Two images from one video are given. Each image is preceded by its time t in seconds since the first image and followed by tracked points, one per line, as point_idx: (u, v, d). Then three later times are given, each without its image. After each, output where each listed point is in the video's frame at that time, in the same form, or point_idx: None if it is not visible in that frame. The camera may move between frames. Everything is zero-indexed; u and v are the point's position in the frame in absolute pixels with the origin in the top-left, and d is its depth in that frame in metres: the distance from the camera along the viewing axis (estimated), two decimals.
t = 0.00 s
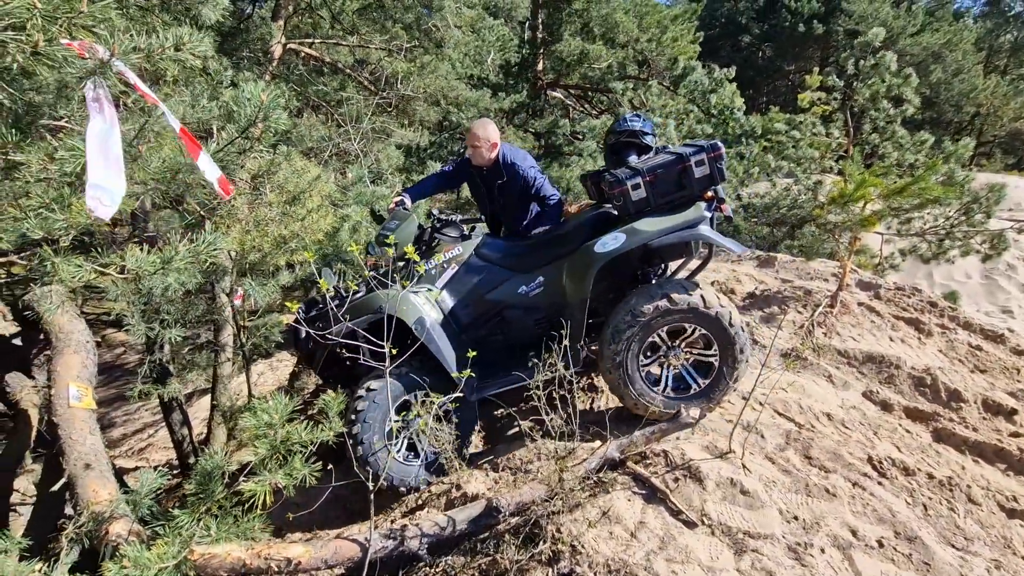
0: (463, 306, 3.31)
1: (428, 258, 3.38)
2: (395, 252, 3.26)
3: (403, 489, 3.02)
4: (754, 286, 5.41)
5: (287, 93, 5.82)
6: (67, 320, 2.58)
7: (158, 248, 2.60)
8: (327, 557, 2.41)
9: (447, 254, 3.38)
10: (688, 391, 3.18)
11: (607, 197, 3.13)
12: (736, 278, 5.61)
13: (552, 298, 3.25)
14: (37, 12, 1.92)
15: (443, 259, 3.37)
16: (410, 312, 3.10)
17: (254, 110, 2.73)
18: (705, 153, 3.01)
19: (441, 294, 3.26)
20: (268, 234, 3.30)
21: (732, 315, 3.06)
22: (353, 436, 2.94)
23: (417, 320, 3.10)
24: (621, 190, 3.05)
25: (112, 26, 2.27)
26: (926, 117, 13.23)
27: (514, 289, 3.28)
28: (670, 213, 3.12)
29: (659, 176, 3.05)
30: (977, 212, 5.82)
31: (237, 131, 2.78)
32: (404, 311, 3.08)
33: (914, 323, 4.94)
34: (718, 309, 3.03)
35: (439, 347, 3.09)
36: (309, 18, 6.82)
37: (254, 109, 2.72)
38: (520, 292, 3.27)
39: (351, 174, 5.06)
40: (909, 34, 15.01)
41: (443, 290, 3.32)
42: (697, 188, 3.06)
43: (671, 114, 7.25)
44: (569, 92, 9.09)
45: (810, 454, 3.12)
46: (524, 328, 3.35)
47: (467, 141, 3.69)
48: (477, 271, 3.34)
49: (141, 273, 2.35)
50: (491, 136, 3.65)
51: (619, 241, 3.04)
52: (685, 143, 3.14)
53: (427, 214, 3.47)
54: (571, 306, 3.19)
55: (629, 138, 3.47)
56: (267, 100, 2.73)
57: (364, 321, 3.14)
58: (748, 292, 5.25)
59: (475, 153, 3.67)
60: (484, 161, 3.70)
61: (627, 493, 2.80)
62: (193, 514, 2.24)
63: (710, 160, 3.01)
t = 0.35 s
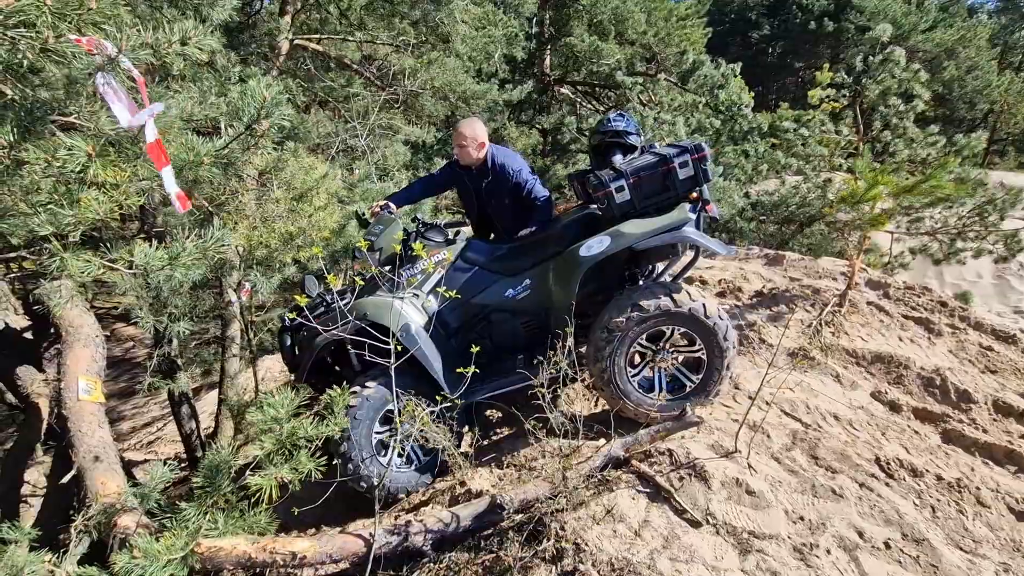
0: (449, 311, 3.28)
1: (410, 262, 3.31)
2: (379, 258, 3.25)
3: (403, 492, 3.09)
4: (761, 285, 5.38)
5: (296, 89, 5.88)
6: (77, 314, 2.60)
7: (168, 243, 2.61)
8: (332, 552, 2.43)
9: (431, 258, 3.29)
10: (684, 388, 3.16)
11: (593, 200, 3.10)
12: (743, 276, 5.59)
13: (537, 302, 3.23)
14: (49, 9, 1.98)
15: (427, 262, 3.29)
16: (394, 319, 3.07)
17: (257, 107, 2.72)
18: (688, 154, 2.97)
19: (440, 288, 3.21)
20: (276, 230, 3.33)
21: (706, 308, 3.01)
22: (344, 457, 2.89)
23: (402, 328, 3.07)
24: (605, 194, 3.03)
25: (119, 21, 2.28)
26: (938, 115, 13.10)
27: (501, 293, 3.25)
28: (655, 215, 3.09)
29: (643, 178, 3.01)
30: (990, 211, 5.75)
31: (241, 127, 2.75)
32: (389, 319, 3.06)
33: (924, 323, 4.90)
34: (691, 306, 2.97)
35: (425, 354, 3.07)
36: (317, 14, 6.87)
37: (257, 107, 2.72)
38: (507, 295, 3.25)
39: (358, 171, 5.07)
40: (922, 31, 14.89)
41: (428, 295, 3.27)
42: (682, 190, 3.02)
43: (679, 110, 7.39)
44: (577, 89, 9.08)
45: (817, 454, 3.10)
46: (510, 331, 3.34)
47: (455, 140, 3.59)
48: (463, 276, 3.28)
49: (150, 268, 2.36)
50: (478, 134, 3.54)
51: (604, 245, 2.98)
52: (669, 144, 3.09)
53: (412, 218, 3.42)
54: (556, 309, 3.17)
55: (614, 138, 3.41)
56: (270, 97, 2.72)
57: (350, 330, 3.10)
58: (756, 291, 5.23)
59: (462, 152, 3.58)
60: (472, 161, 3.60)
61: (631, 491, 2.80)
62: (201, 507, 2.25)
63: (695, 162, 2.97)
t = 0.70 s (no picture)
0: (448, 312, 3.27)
1: (410, 264, 3.24)
2: (376, 260, 3.22)
3: (412, 490, 3.07)
4: (772, 286, 5.35)
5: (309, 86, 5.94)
6: (93, 308, 2.62)
7: (183, 239, 2.63)
8: (342, 547, 2.43)
9: (431, 260, 3.20)
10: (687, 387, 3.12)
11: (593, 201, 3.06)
12: (754, 277, 5.56)
13: (537, 304, 3.23)
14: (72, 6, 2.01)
15: (426, 264, 3.21)
16: (393, 323, 3.03)
17: (277, 104, 2.84)
18: (689, 156, 2.94)
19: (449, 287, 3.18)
20: (288, 227, 3.35)
21: (692, 305, 2.97)
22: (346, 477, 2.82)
23: (401, 332, 3.02)
24: (606, 196, 2.98)
25: (138, 19, 2.30)
26: (953, 115, 12.95)
27: (501, 295, 3.25)
28: (656, 217, 3.05)
29: (644, 180, 2.98)
30: (1005, 213, 5.68)
31: (260, 123, 2.87)
32: (388, 323, 3.01)
33: (939, 326, 4.85)
34: (680, 306, 2.94)
35: (426, 358, 3.04)
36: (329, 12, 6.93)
37: (278, 103, 2.84)
38: (506, 297, 3.25)
39: (370, 169, 5.09)
40: (937, 31, 14.75)
41: (427, 297, 3.25)
42: (682, 192, 2.99)
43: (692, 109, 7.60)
44: (587, 88, 9.06)
45: (829, 457, 3.08)
46: (508, 333, 3.34)
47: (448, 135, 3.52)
48: (462, 278, 3.26)
49: (165, 264, 2.38)
50: (472, 130, 3.49)
51: (604, 247, 2.96)
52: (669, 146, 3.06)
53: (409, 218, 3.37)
54: (555, 311, 3.14)
55: (614, 139, 3.41)
56: (290, 93, 2.84)
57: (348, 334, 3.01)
58: (767, 291, 5.20)
59: (455, 148, 3.51)
60: (465, 156, 3.55)
61: (641, 491, 2.79)
62: (213, 500, 2.27)
63: (696, 164, 2.94)
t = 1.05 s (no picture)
0: (445, 316, 3.22)
1: (407, 266, 3.22)
2: (373, 262, 3.22)
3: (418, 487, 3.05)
4: (783, 285, 5.32)
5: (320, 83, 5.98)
6: (109, 301, 2.65)
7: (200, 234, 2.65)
8: (354, 539, 2.43)
9: (428, 262, 3.21)
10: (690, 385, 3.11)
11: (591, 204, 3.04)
12: (765, 276, 5.53)
13: (536, 305, 3.20)
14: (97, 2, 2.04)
15: (423, 266, 3.21)
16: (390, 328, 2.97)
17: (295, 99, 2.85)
18: (687, 159, 2.91)
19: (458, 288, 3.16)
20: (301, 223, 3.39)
21: (671, 305, 2.96)
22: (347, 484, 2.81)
23: (399, 335, 2.98)
24: (604, 199, 2.95)
25: (161, 14, 2.33)
26: (967, 115, 12.81)
27: (499, 297, 3.22)
28: (654, 220, 3.03)
29: (642, 183, 2.95)
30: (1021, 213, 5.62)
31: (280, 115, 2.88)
32: (386, 327, 2.97)
33: (951, 327, 4.82)
34: (666, 309, 2.94)
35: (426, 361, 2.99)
36: (340, 10, 6.97)
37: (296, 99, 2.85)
38: (505, 298, 3.21)
39: (380, 166, 5.12)
40: (952, 29, 14.53)
41: (425, 301, 3.20)
42: (681, 195, 2.96)
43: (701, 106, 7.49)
44: (596, 86, 9.06)
45: (840, 457, 3.06)
46: (507, 335, 3.29)
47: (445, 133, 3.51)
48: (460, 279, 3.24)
49: (184, 258, 2.40)
50: (470, 128, 3.48)
51: (602, 250, 2.94)
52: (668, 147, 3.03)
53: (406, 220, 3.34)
54: (554, 313, 3.13)
55: (611, 139, 3.38)
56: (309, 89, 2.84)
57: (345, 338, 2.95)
58: (778, 291, 5.17)
59: (453, 147, 3.50)
60: (463, 155, 3.53)
61: (651, 488, 2.79)
62: (229, 492, 2.30)
63: (694, 166, 2.91)
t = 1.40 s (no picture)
0: (425, 318, 3.26)
1: (384, 270, 3.29)
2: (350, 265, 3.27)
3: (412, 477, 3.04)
4: (779, 277, 5.33)
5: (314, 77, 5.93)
6: (107, 297, 2.67)
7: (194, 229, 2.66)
8: (350, 531, 2.50)
9: (407, 266, 3.31)
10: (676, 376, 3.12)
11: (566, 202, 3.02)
12: (762, 269, 5.54)
13: (514, 305, 3.14)
14: None
15: (402, 270, 3.30)
16: (369, 336, 3.03)
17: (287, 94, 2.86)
18: (661, 155, 2.86)
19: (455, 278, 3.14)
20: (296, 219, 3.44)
21: (633, 306, 2.99)
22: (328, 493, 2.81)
23: (377, 342, 3.04)
24: (579, 198, 2.93)
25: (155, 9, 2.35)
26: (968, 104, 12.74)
27: (478, 297, 3.18)
28: (630, 218, 3.01)
29: (617, 182, 2.91)
30: (1018, 203, 5.61)
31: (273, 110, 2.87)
32: (365, 335, 3.02)
33: (947, 318, 4.83)
34: (633, 309, 2.97)
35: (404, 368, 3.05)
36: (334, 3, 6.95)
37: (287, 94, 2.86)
38: (484, 298, 3.17)
39: (377, 161, 5.12)
40: (953, 20, 14.40)
41: (404, 304, 3.29)
42: (656, 192, 2.92)
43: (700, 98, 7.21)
44: (593, 79, 9.07)
45: (832, 447, 3.09)
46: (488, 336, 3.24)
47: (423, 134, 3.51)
48: (434, 282, 3.27)
49: (177, 253, 2.41)
50: (448, 129, 3.46)
51: (579, 252, 2.87)
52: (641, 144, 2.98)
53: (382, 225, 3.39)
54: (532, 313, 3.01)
55: (586, 133, 3.20)
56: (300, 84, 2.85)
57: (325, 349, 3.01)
58: (773, 282, 5.19)
59: (431, 147, 3.48)
60: (442, 155, 3.51)
61: (644, 479, 2.82)
62: (224, 485, 2.32)
63: (669, 163, 2.86)
